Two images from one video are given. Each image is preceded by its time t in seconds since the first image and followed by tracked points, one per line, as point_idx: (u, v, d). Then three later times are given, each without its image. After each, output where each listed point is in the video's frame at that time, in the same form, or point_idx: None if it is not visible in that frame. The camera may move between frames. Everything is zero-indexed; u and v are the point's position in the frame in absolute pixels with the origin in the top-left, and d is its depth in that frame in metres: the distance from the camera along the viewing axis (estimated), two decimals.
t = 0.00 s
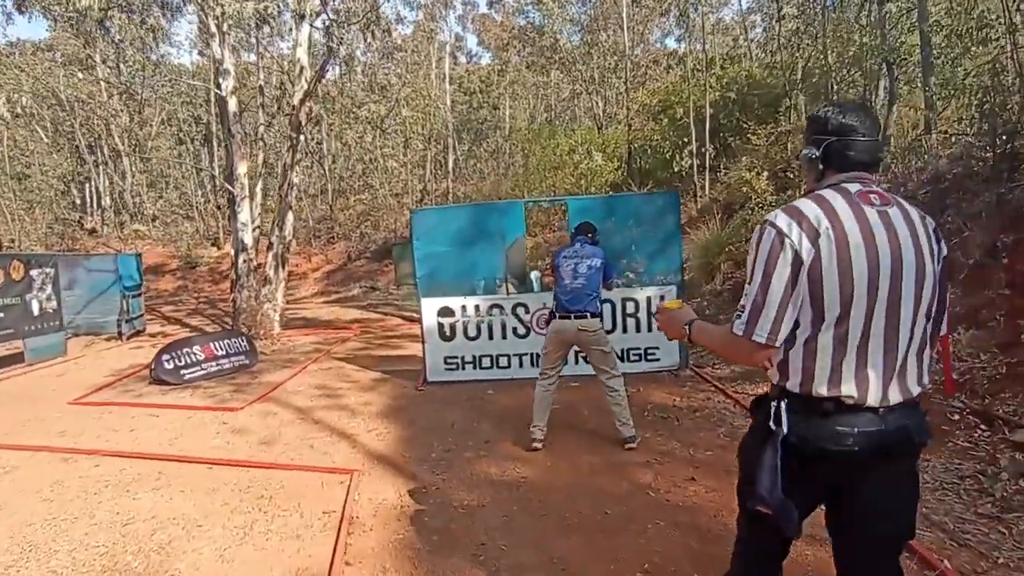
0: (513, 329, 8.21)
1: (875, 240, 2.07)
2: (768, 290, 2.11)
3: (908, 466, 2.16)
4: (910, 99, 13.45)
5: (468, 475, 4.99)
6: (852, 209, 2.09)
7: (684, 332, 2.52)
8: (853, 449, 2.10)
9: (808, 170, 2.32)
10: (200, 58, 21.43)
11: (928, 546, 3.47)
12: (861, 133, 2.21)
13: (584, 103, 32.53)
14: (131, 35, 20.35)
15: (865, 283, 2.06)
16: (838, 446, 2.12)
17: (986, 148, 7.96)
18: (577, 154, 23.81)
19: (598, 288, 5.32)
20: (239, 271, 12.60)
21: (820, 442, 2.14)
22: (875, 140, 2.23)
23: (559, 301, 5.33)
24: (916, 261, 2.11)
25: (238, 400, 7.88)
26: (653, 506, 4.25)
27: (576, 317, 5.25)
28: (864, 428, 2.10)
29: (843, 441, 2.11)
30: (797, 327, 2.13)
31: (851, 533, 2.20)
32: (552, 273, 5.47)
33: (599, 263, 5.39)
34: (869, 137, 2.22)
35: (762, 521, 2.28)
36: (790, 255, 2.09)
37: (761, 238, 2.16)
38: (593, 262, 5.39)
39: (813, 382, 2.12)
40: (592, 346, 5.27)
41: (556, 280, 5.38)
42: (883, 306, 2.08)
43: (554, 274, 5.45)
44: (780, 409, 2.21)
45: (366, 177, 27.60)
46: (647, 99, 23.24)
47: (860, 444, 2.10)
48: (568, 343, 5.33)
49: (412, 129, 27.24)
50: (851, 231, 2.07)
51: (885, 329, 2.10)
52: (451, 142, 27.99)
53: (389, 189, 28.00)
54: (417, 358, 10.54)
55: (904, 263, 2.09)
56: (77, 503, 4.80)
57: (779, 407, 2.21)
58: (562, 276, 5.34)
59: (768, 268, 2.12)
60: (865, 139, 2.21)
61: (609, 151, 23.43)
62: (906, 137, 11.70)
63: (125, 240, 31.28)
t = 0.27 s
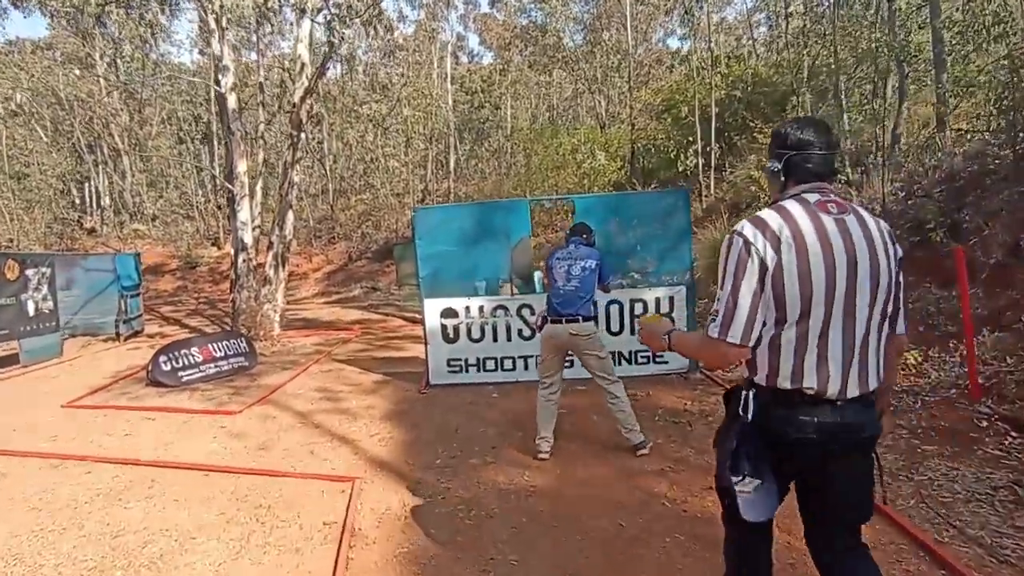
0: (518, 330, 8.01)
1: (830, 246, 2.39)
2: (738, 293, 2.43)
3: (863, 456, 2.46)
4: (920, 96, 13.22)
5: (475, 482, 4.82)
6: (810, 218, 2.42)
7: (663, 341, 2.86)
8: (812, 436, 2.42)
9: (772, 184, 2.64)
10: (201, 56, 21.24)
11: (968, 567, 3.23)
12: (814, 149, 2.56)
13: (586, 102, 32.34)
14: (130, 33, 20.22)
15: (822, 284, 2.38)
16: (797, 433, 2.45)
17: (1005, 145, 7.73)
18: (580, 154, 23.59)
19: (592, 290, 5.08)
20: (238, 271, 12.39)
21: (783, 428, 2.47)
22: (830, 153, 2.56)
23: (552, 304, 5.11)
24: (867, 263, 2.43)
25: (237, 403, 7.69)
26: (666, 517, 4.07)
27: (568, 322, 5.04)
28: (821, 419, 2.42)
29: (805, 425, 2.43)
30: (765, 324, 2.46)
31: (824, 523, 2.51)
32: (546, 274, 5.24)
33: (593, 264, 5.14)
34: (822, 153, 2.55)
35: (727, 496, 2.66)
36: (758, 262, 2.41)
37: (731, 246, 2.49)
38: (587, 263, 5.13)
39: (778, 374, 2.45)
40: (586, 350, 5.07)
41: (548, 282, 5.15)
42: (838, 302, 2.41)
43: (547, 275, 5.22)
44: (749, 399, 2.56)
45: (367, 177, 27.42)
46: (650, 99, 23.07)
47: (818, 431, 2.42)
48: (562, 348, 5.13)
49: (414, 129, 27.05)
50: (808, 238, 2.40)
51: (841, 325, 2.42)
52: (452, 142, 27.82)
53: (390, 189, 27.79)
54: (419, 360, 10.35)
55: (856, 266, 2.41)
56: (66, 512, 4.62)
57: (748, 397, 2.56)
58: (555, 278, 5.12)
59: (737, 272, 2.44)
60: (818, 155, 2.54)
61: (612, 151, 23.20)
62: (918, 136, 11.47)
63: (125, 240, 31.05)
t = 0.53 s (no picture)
0: (520, 333, 7.84)
1: (810, 238, 2.35)
2: (717, 286, 2.38)
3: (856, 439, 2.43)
4: (925, 96, 13.11)
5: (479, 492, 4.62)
6: (789, 212, 2.37)
7: (651, 321, 2.69)
8: (811, 422, 2.35)
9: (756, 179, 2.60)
10: (198, 54, 21.05)
11: None
12: (801, 144, 2.53)
13: (584, 102, 32.22)
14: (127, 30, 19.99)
15: (801, 276, 2.33)
16: (798, 419, 2.35)
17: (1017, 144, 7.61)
18: (580, 153, 23.44)
19: (591, 293, 4.91)
20: (233, 271, 12.17)
21: (783, 415, 2.35)
22: (814, 149, 2.51)
23: (549, 306, 4.93)
24: (850, 256, 2.37)
25: (232, 406, 7.47)
26: (680, 530, 3.90)
27: (566, 326, 4.85)
28: (821, 404, 2.34)
29: (805, 411, 2.35)
30: (748, 317, 2.40)
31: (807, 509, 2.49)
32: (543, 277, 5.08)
33: (592, 266, 4.98)
34: (807, 148, 2.50)
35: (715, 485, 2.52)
36: (736, 255, 2.37)
37: (712, 239, 2.45)
38: (585, 265, 4.99)
39: (766, 364, 2.37)
40: (585, 355, 4.90)
41: (545, 285, 4.99)
42: (821, 294, 2.35)
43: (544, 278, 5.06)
44: (746, 389, 2.42)
45: (365, 176, 27.21)
46: (650, 99, 22.95)
47: (818, 416, 2.35)
48: (558, 351, 4.94)
49: (412, 128, 26.89)
50: (788, 230, 2.35)
51: (825, 317, 2.35)
52: (451, 141, 27.65)
53: (388, 188, 27.59)
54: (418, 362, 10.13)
55: (837, 259, 2.36)
56: (53, 525, 4.42)
57: (745, 387, 2.42)
58: (553, 280, 4.96)
59: (716, 265, 2.40)
60: (803, 149, 2.49)
61: (611, 151, 23.07)
62: (924, 136, 11.35)
63: (119, 239, 30.72)
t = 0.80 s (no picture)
0: (516, 333, 7.67)
1: (800, 241, 2.54)
2: (716, 284, 2.57)
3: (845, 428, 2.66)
4: (923, 94, 12.98)
5: (481, 497, 4.48)
6: (781, 216, 2.56)
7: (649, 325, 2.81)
8: (808, 413, 2.56)
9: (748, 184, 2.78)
10: (185, 49, 20.70)
11: None
12: (791, 152, 2.71)
13: (577, 101, 31.98)
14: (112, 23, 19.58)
15: (794, 276, 2.53)
16: (795, 412, 2.56)
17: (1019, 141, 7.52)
18: (572, 151, 23.21)
19: (587, 291, 4.74)
20: (222, 269, 11.91)
21: (779, 408, 2.56)
22: (802, 156, 2.70)
23: (543, 305, 4.76)
24: (837, 257, 2.57)
25: (220, 408, 7.26)
26: (689, 539, 3.78)
27: (563, 324, 4.66)
28: (815, 396, 2.56)
29: (800, 404, 2.56)
30: (743, 315, 2.59)
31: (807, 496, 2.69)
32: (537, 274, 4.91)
33: (588, 262, 4.81)
34: (796, 155, 2.69)
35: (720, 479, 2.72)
36: (732, 256, 2.55)
37: (710, 242, 2.62)
38: (580, 261, 4.81)
39: (761, 360, 2.56)
40: (582, 356, 4.67)
41: (540, 283, 4.82)
42: (812, 293, 2.54)
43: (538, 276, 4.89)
44: (743, 385, 2.63)
45: (355, 173, 26.85)
46: (644, 97, 22.76)
47: (813, 408, 2.56)
48: (550, 349, 4.74)
49: (403, 125, 26.57)
50: (780, 233, 2.55)
51: (817, 315, 2.55)
52: (442, 139, 27.35)
53: (379, 186, 27.24)
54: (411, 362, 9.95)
55: (827, 259, 2.56)
56: (29, 536, 4.21)
57: (742, 383, 2.62)
58: (547, 278, 4.79)
59: (714, 267, 2.59)
60: (792, 157, 2.68)
61: (604, 149, 22.86)
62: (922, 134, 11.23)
63: (105, 236, 30.16)
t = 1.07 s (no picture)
0: (517, 333, 7.48)
1: (809, 232, 2.54)
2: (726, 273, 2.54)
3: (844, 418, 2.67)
4: (928, 91, 12.80)
5: (484, 504, 4.30)
6: (790, 207, 2.55)
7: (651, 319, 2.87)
8: (812, 404, 2.55)
9: (753, 175, 2.76)
10: (179, 44, 20.42)
11: None
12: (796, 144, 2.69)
13: (575, 98, 31.74)
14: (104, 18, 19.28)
15: (802, 267, 2.52)
16: (800, 403, 2.55)
17: None
18: (571, 148, 22.98)
19: (577, 289, 4.56)
20: (215, 266, 11.67)
21: (785, 402, 2.55)
22: (808, 148, 2.68)
23: (531, 302, 4.59)
24: (841, 250, 2.57)
25: (211, 410, 7.05)
26: (703, 550, 3.63)
27: (550, 323, 4.47)
28: (819, 386, 2.56)
29: (805, 396, 2.54)
30: (751, 305, 2.57)
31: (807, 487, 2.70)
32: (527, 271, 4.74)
33: (579, 260, 4.63)
34: (803, 147, 2.67)
35: (728, 477, 2.67)
36: (743, 246, 2.53)
37: (719, 232, 2.59)
38: (572, 259, 4.63)
39: (768, 350, 2.54)
40: (570, 356, 4.48)
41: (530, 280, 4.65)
42: (818, 284, 2.55)
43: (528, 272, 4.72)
44: (747, 378, 2.59)
45: (351, 170, 26.56)
46: (643, 94, 22.55)
47: (817, 399, 2.55)
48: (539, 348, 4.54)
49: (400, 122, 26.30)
50: (789, 224, 2.53)
51: (822, 306, 2.56)
52: (440, 136, 27.11)
53: (375, 183, 26.92)
54: (408, 361, 9.75)
55: (832, 253, 2.56)
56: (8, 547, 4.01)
57: (748, 376, 2.58)
58: (537, 274, 4.62)
59: (725, 255, 2.55)
60: (799, 149, 2.66)
61: (602, 146, 22.65)
62: (927, 130, 11.07)
63: (99, 233, 29.80)
